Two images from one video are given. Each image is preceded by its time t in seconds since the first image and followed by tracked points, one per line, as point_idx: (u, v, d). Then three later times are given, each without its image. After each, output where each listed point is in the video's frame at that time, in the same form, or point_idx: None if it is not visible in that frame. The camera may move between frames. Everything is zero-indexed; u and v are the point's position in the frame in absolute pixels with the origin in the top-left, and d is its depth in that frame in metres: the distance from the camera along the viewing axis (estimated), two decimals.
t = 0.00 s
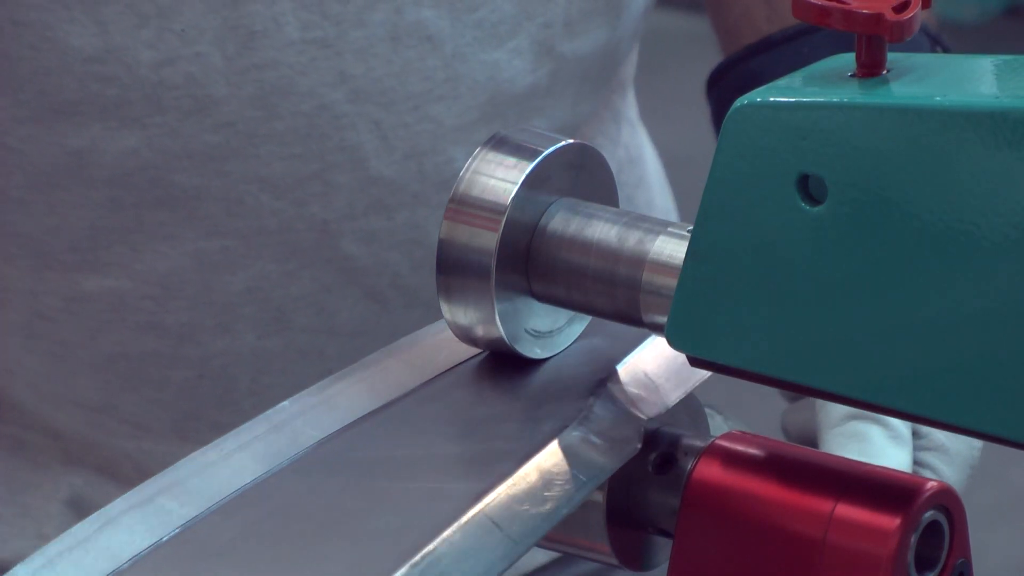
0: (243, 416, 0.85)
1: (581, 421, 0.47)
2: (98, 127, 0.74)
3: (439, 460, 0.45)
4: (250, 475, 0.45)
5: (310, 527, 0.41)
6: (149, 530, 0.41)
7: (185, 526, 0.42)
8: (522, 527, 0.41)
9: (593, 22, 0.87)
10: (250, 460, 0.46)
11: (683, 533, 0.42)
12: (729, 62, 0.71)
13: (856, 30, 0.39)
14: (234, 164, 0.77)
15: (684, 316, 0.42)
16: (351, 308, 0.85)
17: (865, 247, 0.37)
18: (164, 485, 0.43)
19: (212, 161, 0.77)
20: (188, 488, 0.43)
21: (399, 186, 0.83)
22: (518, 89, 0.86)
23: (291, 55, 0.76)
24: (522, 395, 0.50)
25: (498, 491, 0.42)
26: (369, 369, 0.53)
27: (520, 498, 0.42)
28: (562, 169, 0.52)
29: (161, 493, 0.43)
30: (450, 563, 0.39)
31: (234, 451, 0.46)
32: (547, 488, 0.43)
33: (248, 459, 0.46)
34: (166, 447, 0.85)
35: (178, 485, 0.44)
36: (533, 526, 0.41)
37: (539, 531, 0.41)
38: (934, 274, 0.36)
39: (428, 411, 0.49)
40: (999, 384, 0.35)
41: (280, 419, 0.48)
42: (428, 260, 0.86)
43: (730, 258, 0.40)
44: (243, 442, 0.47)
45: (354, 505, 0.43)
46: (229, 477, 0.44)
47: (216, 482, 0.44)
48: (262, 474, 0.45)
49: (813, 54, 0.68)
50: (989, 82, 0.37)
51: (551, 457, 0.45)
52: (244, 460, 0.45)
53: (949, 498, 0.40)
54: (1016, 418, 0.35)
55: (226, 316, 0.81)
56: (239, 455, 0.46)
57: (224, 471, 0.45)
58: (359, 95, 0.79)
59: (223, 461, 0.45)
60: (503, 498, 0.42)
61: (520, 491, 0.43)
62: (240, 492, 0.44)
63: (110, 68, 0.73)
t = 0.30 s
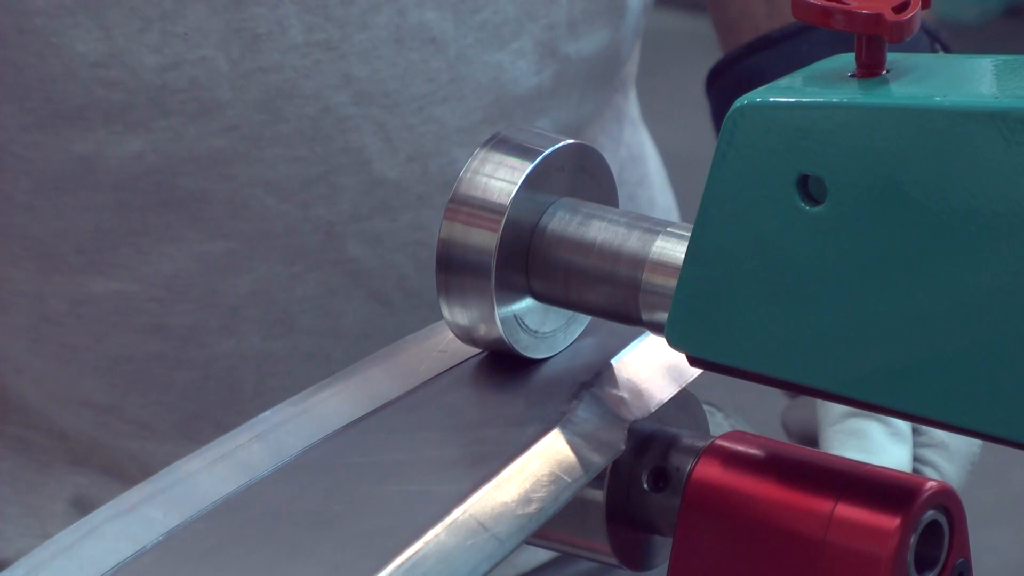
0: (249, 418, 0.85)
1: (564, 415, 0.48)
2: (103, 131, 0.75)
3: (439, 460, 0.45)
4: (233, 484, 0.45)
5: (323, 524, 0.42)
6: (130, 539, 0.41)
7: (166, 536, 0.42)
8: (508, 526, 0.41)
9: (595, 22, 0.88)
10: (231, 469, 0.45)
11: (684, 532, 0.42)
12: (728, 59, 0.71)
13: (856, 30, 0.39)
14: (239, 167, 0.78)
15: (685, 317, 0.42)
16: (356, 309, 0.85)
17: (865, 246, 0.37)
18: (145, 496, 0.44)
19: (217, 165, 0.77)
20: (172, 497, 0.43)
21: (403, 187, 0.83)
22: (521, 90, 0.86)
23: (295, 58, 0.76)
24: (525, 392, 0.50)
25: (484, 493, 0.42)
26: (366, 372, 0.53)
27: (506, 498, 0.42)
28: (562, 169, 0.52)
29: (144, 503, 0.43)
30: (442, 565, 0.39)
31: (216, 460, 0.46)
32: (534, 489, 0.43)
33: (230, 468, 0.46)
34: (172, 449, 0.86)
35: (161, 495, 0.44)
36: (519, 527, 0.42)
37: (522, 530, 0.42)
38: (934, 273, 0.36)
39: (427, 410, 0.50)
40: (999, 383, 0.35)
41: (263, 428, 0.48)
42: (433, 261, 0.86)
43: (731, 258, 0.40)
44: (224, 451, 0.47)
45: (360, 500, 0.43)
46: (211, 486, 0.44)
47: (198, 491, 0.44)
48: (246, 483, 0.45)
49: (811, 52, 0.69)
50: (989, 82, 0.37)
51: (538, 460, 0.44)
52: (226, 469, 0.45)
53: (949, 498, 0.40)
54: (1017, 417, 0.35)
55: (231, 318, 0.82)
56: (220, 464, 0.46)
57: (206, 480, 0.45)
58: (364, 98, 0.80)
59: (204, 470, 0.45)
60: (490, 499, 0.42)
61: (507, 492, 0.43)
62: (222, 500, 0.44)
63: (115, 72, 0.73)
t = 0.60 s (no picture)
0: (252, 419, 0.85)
1: (557, 412, 0.48)
2: (106, 135, 0.75)
3: (440, 462, 0.45)
4: (215, 490, 0.45)
5: (326, 526, 0.42)
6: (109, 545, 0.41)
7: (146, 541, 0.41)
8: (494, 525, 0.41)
9: (595, 19, 0.89)
10: (214, 475, 0.45)
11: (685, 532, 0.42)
12: (730, 50, 0.70)
13: (856, 30, 0.39)
14: (241, 169, 0.78)
15: (685, 317, 0.42)
16: (359, 309, 0.85)
17: (865, 246, 0.37)
18: (127, 501, 0.44)
19: (219, 167, 0.77)
20: (153, 503, 0.43)
21: (404, 188, 0.83)
22: (522, 89, 0.86)
23: (296, 60, 0.77)
24: (525, 395, 0.50)
25: (465, 494, 0.42)
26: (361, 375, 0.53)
27: (487, 499, 0.42)
28: (562, 169, 0.52)
29: (126, 507, 0.43)
30: (422, 565, 0.39)
31: (200, 466, 0.46)
32: (517, 490, 0.43)
33: (213, 474, 0.45)
34: (174, 451, 0.85)
35: (143, 500, 0.44)
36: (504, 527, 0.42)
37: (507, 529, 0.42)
38: (934, 272, 0.36)
39: (428, 410, 0.50)
40: (999, 383, 0.35)
41: (246, 434, 0.48)
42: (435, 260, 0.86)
43: (731, 257, 0.40)
44: (209, 457, 0.47)
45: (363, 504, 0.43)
46: (193, 493, 0.44)
47: (179, 496, 0.44)
48: (228, 489, 0.45)
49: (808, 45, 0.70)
50: (989, 82, 0.37)
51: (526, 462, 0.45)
52: (209, 475, 0.45)
53: (949, 498, 0.40)
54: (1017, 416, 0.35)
55: (234, 319, 0.82)
56: (204, 470, 0.46)
57: (189, 486, 0.45)
58: (365, 98, 0.80)
59: (187, 476, 0.45)
60: (471, 500, 0.42)
61: (488, 493, 0.43)
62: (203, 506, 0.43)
63: (117, 76, 0.73)
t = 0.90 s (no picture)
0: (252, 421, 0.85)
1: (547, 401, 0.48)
2: (103, 139, 0.75)
3: (440, 459, 0.45)
4: (194, 500, 0.45)
5: (322, 527, 0.41)
6: (87, 554, 0.41)
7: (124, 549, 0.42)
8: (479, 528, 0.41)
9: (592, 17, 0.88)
10: (193, 484, 0.45)
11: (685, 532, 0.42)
12: (726, 47, 0.71)
13: (856, 30, 0.39)
14: (239, 171, 0.78)
15: (685, 317, 0.42)
16: (358, 310, 0.85)
17: (865, 246, 0.37)
18: (108, 510, 0.44)
19: (217, 170, 0.77)
20: (134, 512, 0.44)
21: (402, 189, 0.83)
22: (519, 90, 0.86)
23: (293, 62, 0.77)
24: (525, 391, 0.50)
25: (445, 499, 0.41)
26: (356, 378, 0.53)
27: (468, 503, 0.42)
28: (562, 169, 0.52)
29: (107, 515, 0.44)
30: (403, 570, 0.38)
31: (179, 475, 0.46)
32: (498, 496, 0.42)
33: (192, 484, 0.46)
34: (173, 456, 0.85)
35: (124, 509, 0.44)
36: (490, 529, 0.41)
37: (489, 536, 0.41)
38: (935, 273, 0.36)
39: (428, 407, 0.50)
40: (1000, 383, 0.35)
41: (228, 443, 0.48)
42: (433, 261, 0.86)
43: (731, 258, 0.40)
44: (188, 466, 0.47)
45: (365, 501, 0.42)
46: (172, 503, 0.44)
47: (159, 506, 0.44)
48: (206, 499, 0.45)
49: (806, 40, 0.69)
50: (989, 82, 0.37)
51: (522, 462, 0.44)
52: (187, 485, 0.45)
53: (948, 498, 0.40)
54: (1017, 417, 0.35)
55: (232, 321, 0.82)
56: (183, 480, 0.46)
57: (169, 495, 0.45)
58: (362, 100, 0.80)
59: (167, 485, 0.45)
60: (451, 505, 0.41)
61: (469, 497, 0.42)
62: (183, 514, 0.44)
63: (115, 80, 0.73)
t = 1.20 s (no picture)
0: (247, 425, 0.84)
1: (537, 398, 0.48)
2: (95, 144, 0.74)
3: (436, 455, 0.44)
4: (172, 501, 0.44)
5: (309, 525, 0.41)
6: (61, 556, 0.41)
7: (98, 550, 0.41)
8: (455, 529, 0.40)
9: (584, 18, 0.89)
10: (171, 487, 0.45)
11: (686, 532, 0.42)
12: (717, 47, 0.71)
13: (857, 31, 0.39)
14: (232, 176, 0.77)
15: (685, 317, 0.42)
16: (351, 312, 0.85)
17: (865, 246, 0.37)
18: (82, 513, 0.44)
19: (209, 174, 0.77)
20: (109, 513, 0.44)
21: (396, 192, 0.83)
22: (512, 92, 0.87)
23: (286, 66, 0.77)
24: (524, 389, 0.50)
25: (422, 499, 0.41)
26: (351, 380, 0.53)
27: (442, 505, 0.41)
28: (562, 169, 0.52)
29: (83, 517, 0.43)
30: (378, 570, 0.37)
31: (156, 478, 0.46)
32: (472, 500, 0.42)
33: (171, 486, 0.45)
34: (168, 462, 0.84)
35: (100, 511, 0.44)
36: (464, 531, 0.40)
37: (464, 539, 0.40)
38: (935, 273, 0.36)
39: (426, 404, 0.50)
40: (999, 383, 0.35)
41: (205, 447, 0.48)
42: (426, 264, 0.87)
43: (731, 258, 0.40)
44: (165, 470, 0.47)
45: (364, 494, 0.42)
46: (149, 504, 0.44)
47: (135, 507, 0.44)
48: (184, 499, 0.44)
49: (799, 42, 0.69)
50: (989, 82, 0.37)
51: (502, 465, 0.44)
52: (165, 486, 0.45)
53: (949, 498, 0.40)
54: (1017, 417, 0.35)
55: (226, 325, 0.81)
56: (161, 481, 0.46)
57: (146, 497, 0.45)
58: (354, 103, 0.80)
59: (145, 487, 0.45)
60: (427, 507, 0.41)
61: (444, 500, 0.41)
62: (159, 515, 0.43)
63: (106, 85, 0.73)
